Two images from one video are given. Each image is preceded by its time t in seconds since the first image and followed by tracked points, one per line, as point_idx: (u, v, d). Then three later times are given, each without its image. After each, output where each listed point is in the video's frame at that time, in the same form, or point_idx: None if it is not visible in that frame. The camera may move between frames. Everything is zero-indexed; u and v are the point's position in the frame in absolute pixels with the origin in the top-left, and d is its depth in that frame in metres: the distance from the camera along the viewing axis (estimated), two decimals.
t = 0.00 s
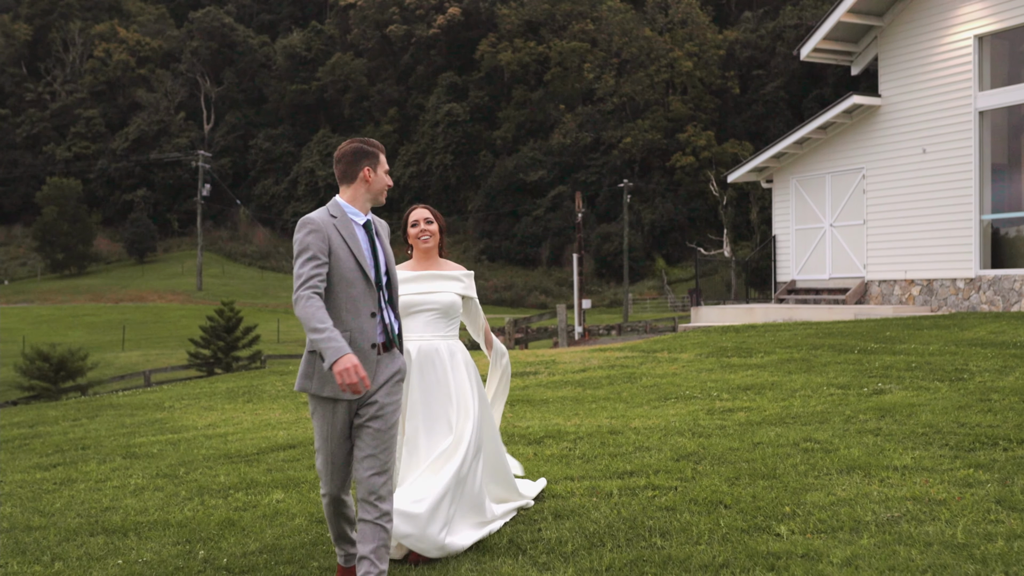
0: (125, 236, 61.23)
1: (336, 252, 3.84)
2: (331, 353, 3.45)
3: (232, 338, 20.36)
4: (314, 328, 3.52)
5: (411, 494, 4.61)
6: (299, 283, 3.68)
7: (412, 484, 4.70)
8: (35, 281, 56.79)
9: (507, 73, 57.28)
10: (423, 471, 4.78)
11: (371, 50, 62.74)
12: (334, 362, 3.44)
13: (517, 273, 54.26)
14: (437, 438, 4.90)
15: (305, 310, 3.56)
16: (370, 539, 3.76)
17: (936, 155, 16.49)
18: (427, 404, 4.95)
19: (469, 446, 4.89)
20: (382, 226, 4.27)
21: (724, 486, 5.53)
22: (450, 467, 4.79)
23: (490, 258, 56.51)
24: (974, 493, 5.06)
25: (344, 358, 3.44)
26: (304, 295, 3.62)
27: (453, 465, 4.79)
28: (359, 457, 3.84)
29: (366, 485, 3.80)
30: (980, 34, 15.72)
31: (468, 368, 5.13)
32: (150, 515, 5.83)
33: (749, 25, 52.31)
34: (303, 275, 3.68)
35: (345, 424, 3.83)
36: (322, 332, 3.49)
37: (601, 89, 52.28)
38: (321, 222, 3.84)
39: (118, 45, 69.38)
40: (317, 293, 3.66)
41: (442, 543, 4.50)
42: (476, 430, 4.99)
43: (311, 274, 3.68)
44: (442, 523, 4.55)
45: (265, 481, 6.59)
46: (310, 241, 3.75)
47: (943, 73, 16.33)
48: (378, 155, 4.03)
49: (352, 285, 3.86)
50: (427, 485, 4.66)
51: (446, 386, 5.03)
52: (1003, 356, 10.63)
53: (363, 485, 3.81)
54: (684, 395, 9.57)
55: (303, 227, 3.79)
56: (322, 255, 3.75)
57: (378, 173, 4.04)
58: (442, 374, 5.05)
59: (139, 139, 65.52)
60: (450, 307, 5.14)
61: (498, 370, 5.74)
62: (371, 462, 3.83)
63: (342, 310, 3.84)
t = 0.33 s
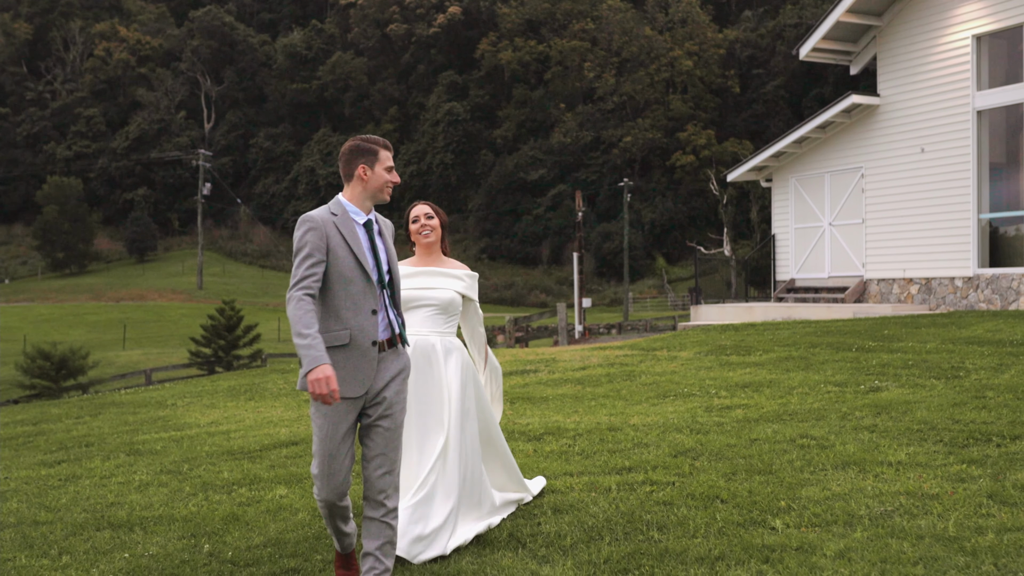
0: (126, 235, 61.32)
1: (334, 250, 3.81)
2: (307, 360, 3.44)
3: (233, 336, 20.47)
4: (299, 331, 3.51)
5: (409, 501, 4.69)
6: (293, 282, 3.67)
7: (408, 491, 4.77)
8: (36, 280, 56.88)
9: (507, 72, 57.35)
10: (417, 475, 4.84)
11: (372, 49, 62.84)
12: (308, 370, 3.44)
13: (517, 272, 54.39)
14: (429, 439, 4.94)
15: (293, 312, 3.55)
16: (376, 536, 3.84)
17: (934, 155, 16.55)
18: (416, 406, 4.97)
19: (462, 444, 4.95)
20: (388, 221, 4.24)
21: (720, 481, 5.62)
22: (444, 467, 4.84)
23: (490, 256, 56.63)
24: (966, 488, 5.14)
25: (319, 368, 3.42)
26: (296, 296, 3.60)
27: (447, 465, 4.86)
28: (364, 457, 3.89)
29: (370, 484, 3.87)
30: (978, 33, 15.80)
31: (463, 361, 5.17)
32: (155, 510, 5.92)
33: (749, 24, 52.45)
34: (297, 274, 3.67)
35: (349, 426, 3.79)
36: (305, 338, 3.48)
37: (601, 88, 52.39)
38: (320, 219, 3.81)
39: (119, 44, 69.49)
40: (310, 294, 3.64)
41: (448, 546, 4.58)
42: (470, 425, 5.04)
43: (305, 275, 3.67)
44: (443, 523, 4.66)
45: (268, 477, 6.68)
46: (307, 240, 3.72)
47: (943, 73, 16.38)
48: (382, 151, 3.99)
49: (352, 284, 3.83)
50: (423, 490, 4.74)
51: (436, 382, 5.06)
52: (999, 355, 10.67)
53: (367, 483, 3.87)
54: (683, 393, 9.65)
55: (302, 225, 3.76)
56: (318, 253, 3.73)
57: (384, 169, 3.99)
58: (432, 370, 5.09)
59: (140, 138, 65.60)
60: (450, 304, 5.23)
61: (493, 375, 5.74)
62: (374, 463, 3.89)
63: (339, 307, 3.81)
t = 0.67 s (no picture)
0: (127, 234, 61.42)
1: (332, 247, 3.85)
2: (290, 361, 3.50)
3: (234, 335, 20.59)
4: (285, 333, 3.57)
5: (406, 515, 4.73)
6: (288, 278, 3.71)
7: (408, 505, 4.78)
8: (37, 279, 56.97)
9: (508, 71, 57.41)
10: (415, 480, 4.87)
11: (372, 48, 62.93)
12: (287, 373, 3.48)
13: (518, 271, 54.49)
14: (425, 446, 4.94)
15: (286, 312, 3.61)
16: (376, 530, 3.90)
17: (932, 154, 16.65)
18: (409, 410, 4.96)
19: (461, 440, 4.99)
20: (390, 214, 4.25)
21: (718, 476, 5.70)
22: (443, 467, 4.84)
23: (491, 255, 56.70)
24: (960, 483, 5.22)
25: (296, 375, 3.47)
26: (289, 295, 3.66)
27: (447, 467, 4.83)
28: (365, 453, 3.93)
29: (371, 479, 3.92)
30: (976, 33, 15.87)
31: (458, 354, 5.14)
32: (160, 505, 6.01)
33: (749, 23, 52.54)
34: (292, 270, 3.71)
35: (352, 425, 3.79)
36: (291, 341, 3.53)
37: (602, 87, 52.49)
38: (319, 215, 3.84)
39: (120, 44, 69.59)
40: (302, 293, 3.69)
41: (450, 540, 4.65)
42: (466, 420, 5.06)
43: (299, 273, 3.72)
44: (447, 519, 4.70)
45: (272, 473, 6.76)
46: (304, 237, 3.77)
47: (941, 73, 16.45)
48: (385, 146, 3.98)
49: (350, 280, 3.86)
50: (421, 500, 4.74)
51: (429, 379, 5.03)
52: (995, 353, 10.70)
53: (369, 478, 3.93)
54: (682, 390, 9.74)
55: (300, 220, 3.80)
56: (315, 249, 3.76)
57: (385, 164, 3.98)
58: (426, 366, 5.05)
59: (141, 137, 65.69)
60: (446, 297, 5.20)
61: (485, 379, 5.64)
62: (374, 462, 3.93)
63: (337, 303, 3.84)
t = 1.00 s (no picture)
0: (128, 233, 61.52)
1: (326, 246, 3.85)
2: (272, 364, 3.57)
3: (235, 334, 20.66)
4: (273, 335, 3.65)
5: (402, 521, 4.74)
6: (281, 279, 3.77)
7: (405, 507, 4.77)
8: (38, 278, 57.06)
9: (508, 70, 57.51)
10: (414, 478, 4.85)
11: (373, 47, 63.07)
12: (267, 378, 3.57)
13: (518, 270, 54.63)
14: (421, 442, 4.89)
15: (276, 315, 3.68)
16: (374, 526, 3.88)
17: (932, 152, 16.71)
18: (405, 407, 4.93)
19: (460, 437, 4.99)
20: (395, 209, 4.21)
21: (714, 472, 5.79)
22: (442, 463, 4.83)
23: (491, 254, 56.84)
24: (951, 478, 5.31)
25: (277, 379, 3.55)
26: (281, 296, 3.72)
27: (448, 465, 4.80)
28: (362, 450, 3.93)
29: (370, 477, 3.92)
30: (975, 33, 15.95)
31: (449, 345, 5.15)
32: (165, 500, 6.11)
33: (750, 23, 52.66)
34: (285, 271, 3.77)
35: (347, 424, 3.71)
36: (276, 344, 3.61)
37: (602, 86, 52.62)
38: (315, 215, 3.86)
39: (120, 43, 69.68)
40: (293, 294, 3.73)
41: (449, 535, 4.70)
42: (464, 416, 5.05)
43: (292, 273, 3.77)
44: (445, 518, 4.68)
45: (274, 469, 6.86)
46: (300, 236, 3.80)
47: (940, 72, 16.52)
48: (380, 142, 3.92)
49: (346, 276, 3.87)
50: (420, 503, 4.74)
51: (423, 372, 4.99)
52: (991, 351, 10.80)
53: (366, 475, 3.93)
54: (680, 387, 9.83)
55: (295, 221, 3.83)
56: (309, 251, 3.80)
57: (380, 161, 3.93)
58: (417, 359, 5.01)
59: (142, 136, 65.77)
60: (442, 290, 5.17)
61: (487, 380, 5.33)
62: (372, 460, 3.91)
63: (330, 302, 3.86)
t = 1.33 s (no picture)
0: (128, 232, 61.59)
1: (321, 247, 3.84)
2: (263, 365, 3.64)
3: (235, 332, 20.75)
4: (266, 338, 3.69)
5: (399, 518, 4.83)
6: (277, 278, 3.80)
7: (404, 505, 4.82)
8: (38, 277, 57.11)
9: (508, 69, 57.56)
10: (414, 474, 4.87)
11: (373, 46, 63.14)
12: (257, 379, 3.62)
13: (518, 269, 54.74)
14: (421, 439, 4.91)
15: (270, 316, 3.73)
16: (371, 523, 3.93)
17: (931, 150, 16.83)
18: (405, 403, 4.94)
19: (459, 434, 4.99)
20: (392, 206, 4.20)
21: (709, 468, 5.87)
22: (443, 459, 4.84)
23: (491, 252, 56.94)
24: (943, 473, 5.38)
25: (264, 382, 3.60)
26: (275, 298, 3.74)
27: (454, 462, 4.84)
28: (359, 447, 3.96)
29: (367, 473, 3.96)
30: (972, 32, 16.01)
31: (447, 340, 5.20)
32: (167, 497, 6.18)
33: (750, 21, 52.73)
34: (281, 270, 3.78)
35: (337, 421, 3.68)
36: (266, 346, 3.66)
37: (603, 84, 52.70)
38: (310, 216, 3.85)
39: (120, 42, 69.67)
40: (285, 297, 3.76)
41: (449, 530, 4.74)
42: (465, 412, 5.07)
43: (286, 274, 3.78)
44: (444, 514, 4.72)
45: (274, 466, 6.93)
46: (295, 237, 3.79)
47: (939, 71, 16.58)
48: (369, 140, 3.90)
49: (340, 278, 3.86)
50: (420, 502, 4.81)
51: (422, 367, 5.02)
52: (988, 349, 10.89)
53: (364, 472, 3.98)
54: (678, 385, 9.91)
55: (290, 222, 3.82)
56: (304, 252, 3.80)
57: (369, 160, 3.92)
58: (414, 354, 5.05)
59: (142, 135, 65.80)
60: (441, 286, 5.21)
61: (491, 369, 5.20)
62: (369, 458, 3.96)
63: (325, 303, 3.86)
